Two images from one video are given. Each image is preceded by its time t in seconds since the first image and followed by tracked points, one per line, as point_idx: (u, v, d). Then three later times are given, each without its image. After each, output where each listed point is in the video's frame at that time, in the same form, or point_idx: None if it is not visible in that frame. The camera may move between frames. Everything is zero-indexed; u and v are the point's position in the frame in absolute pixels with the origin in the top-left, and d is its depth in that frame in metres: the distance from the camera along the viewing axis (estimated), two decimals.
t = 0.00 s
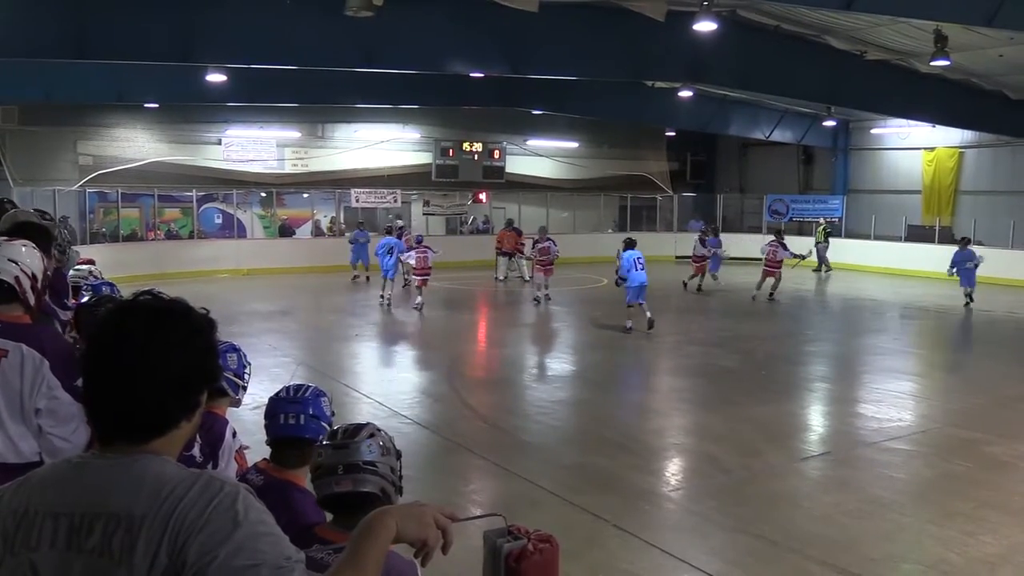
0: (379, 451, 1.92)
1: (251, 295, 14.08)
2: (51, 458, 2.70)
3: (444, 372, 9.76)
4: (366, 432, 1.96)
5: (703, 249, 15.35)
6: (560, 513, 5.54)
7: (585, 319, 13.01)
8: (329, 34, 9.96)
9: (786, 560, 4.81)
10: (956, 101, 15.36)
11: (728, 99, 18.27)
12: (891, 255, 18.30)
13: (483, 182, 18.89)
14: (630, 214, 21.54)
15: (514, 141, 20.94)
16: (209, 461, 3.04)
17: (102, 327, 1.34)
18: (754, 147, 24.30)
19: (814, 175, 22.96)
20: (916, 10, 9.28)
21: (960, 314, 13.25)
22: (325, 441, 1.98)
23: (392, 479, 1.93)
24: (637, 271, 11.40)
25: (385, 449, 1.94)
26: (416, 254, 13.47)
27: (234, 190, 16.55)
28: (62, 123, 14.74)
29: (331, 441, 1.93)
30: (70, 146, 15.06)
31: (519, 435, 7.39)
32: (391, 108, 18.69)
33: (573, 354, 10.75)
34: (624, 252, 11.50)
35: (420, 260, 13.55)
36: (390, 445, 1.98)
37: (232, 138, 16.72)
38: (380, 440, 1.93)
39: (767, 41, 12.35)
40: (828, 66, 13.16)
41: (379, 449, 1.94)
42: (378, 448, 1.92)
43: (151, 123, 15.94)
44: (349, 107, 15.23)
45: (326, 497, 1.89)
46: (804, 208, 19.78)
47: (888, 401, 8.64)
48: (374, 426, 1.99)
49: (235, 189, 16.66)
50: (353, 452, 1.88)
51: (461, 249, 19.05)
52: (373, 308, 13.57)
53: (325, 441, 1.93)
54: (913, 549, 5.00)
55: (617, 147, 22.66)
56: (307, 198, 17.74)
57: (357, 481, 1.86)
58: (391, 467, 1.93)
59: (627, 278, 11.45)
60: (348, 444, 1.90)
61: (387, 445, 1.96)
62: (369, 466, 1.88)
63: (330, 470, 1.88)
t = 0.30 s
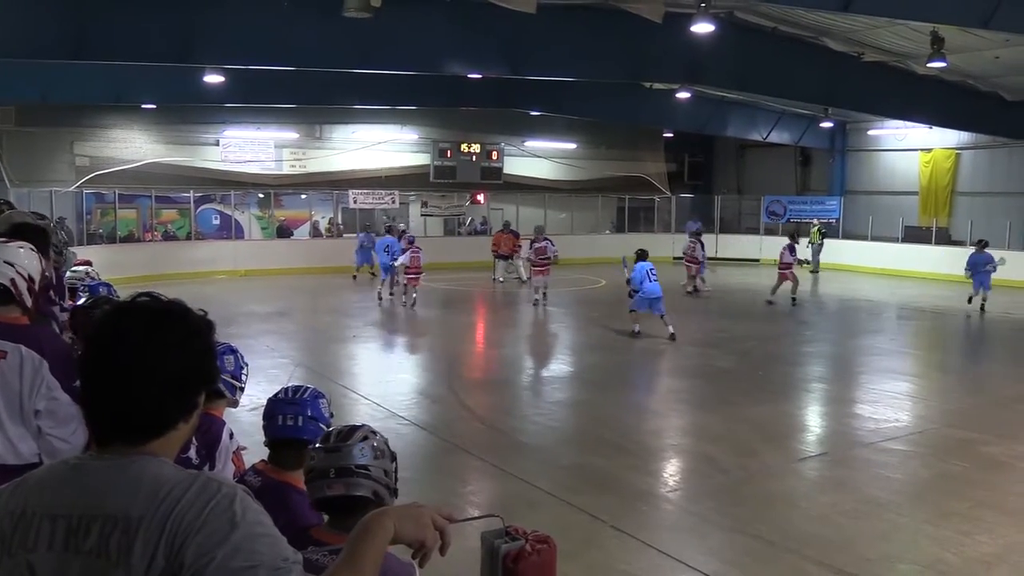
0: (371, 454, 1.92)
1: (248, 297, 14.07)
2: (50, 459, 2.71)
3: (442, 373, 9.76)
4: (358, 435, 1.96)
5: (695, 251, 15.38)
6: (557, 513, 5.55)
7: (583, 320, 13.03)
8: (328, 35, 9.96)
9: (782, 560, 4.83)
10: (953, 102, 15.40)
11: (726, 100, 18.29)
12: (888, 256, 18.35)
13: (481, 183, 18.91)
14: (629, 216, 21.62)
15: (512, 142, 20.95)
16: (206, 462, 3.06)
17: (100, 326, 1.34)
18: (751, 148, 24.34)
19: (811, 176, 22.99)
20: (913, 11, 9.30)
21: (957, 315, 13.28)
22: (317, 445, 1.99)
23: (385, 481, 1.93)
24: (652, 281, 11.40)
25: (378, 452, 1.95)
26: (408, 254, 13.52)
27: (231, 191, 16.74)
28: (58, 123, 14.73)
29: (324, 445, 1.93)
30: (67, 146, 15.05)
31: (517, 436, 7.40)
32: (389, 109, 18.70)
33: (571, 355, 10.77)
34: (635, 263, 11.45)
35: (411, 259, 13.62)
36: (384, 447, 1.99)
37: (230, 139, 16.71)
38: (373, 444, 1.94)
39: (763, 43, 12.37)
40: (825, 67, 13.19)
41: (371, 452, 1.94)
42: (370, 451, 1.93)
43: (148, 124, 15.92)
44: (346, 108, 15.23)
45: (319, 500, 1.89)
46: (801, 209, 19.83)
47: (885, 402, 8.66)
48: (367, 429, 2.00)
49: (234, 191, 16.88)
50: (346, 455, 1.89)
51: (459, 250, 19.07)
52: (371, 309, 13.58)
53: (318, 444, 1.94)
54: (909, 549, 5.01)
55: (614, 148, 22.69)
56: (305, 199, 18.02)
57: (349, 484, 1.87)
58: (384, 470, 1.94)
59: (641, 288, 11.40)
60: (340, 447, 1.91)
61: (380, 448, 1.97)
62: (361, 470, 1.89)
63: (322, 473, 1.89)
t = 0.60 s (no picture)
0: (360, 458, 1.90)
1: (242, 298, 14.03)
2: (41, 462, 2.67)
3: (437, 375, 9.75)
4: (347, 438, 1.94)
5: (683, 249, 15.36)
6: (552, 514, 5.55)
7: (577, 321, 13.03)
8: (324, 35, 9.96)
9: (776, 560, 4.83)
10: (946, 102, 15.45)
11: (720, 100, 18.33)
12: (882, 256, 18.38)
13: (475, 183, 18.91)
14: (623, 216, 21.41)
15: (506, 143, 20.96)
16: (198, 466, 3.05)
17: (92, 328, 1.34)
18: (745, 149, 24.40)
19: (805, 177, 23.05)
20: (906, 12, 9.34)
21: (951, 315, 13.31)
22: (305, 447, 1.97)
23: (375, 484, 1.91)
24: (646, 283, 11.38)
25: (367, 455, 1.92)
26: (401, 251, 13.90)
27: (226, 193, 16.53)
28: (51, 125, 14.82)
29: (312, 448, 1.92)
30: (60, 148, 15.15)
31: (512, 437, 7.39)
32: (383, 110, 18.69)
33: (565, 356, 10.76)
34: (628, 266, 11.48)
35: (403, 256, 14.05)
36: (373, 449, 1.95)
37: (223, 140, 16.72)
38: (362, 447, 1.92)
39: (757, 44, 12.40)
40: (818, 68, 13.24)
41: (360, 454, 1.92)
42: (358, 455, 1.90)
43: (141, 125, 15.92)
44: (340, 109, 15.21)
45: (309, 503, 1.89)
46: (795, 210, 19.87)
47: (879, 402, 8.68)
48: (357, 430, 1.97)
49: (229, 193, 16.67)
50: (333, 459, 1.87)
51: (453, 251, 19.05)
52: (365, 311, 13.56)
53: (306, 447, 1.92)
54: (903, 548, 5.03)
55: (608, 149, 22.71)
56: (300, 201, 17.89)
57: (337, 489, 1.86)
58: (374, 473, 1.91)
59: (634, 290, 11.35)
60: (327, 451, 1.89)
61: (369, 451, 1.93)
62: (348, 475, 1.87)
63: (309, 477, 1.88)
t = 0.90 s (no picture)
0: (344, 460, 1.88)
1: (227, 300, 13.97)
2: (22, 465, 2.63)
3: (421, 376, 9.72)
4: (331, 439, 1.92)
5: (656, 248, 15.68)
6: (538, 515, 5.54)
7: (563, 322, 13.05)
8: (307, 36, 9.93)
9: (761, 559, 4.84)
10: (929, 103, 15.55)
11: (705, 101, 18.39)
12: (866, 256, 18.48)
13: (461, 184, 18.88)
14: (608, 216, 21.45)
15: (492, 143, 20.98)
16: (180, 469, 3.02)
17: (72, 329, 1.32)
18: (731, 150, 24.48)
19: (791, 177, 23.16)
20: (888, 14, 9.38)
21: (934, 315, 13.40)
22: (289, 448, 1.95)
23: (359, 487, 1.90)
24: (611, 285, 11.36)
25: (352, 457, 1.90)
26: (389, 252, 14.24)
27: (211, 194, 16.41)
28: (33, 126, 14.78)
29: (295, 449, 1.90)
30: (43, 150, 15.10)
31: (497, 438, 7.38)
32: (368, 111, 18.67)
33: (549, 356, 10.76)
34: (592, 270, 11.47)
35: (390, 256, 14.34)
36: (358, 451, 1.93)
37: (208, 142, 16.55)
38: (346, 448, 1.90)
39: (741, 44, 12.44)
40: (802, 69, 13.34)
41: (344, 456, 1.90)
42: (342, 456, 1.88)
43: (125, 126, 15.91)
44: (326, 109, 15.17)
45: (292, 505, 1.87)
46: (781, 210, 19.94)
47: (863, 401, 8.72)
48: (341, 431, 1.95)
49: (212, 193, 16.51)
50: (316, 462, 1.85)
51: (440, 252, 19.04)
52: (351, 312, 13.53)
53: (290, 449, 1.90)
54: (887, 546, 5.05)
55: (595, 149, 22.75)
56: (285, 202, 17.55)
57: (320, 491, 1.84)
58: (359, 475, 1.90)
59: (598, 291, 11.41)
60: (311, 453, 1.87)
61: (354, 452, 1.92)
62: (332, 477, 1.85)
63: (293, 479, 1.86)
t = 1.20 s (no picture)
0: (334, 460, 1.85)
1: (215, 301, 13.93)
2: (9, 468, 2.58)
3: (408, 376, 9.71)
4: (321, 439, 1.88)
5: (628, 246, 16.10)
6: (526, 515, 5.54)
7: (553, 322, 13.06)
8: (294, 36, 9.91)
9: (750, 559, 4.85)
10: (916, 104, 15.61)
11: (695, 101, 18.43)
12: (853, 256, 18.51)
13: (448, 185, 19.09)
14: (596, 216, 21.47)
15: (480, 144, 20.99)
16: (168, 471, 2.94)
17: (55, 331, 1.29)
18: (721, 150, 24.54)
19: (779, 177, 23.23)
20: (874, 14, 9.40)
21: (921, 314, 13.45)
22: (277, 449, 1.92)
23: (349, 487, 1.86)
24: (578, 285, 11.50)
25: (342, 457, 1.87)
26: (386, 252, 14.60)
27: (198, 195, 16.30)
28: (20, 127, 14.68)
29: (284, 449, 1.86)
30: (30, 150, 15.01)
31: (485, 438, 7.38)
32: (356, 111, 18.68)
33: (536, 357, 10.75)
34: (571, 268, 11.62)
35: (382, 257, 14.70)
36: (347, 451, 1.90)
37: (196, 143, 16.73)
38: (335, 449, 1.86)
39: (728, 45, 12.46)
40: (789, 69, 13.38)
41: (333, 457, 1.87)
42: (331, 456, 1.85)
43: (111, 126, 15.90)
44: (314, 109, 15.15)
45: (280, 505, 1.84)
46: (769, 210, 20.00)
47: (851, 401, 8.74)
48: (331, 432, 1.92)
49: (200, 195, 16.40)
50: (305, 461, 1.82)
51: (430, 253, 19.03)
52: (340, 312, 13.52)
53: (278, 448, 1.87)
54: (875, 546, 5.06)
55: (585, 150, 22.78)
56: (272, 202, 17.39)
57: (308, 491, 1.81)
58: (348, 476, 1.87)
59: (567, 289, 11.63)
60: (300, 453, 1.83)
61: (344, 453, 1.89)
62: (321, 477, 1.81)
63: (281, 479, 1.82)
